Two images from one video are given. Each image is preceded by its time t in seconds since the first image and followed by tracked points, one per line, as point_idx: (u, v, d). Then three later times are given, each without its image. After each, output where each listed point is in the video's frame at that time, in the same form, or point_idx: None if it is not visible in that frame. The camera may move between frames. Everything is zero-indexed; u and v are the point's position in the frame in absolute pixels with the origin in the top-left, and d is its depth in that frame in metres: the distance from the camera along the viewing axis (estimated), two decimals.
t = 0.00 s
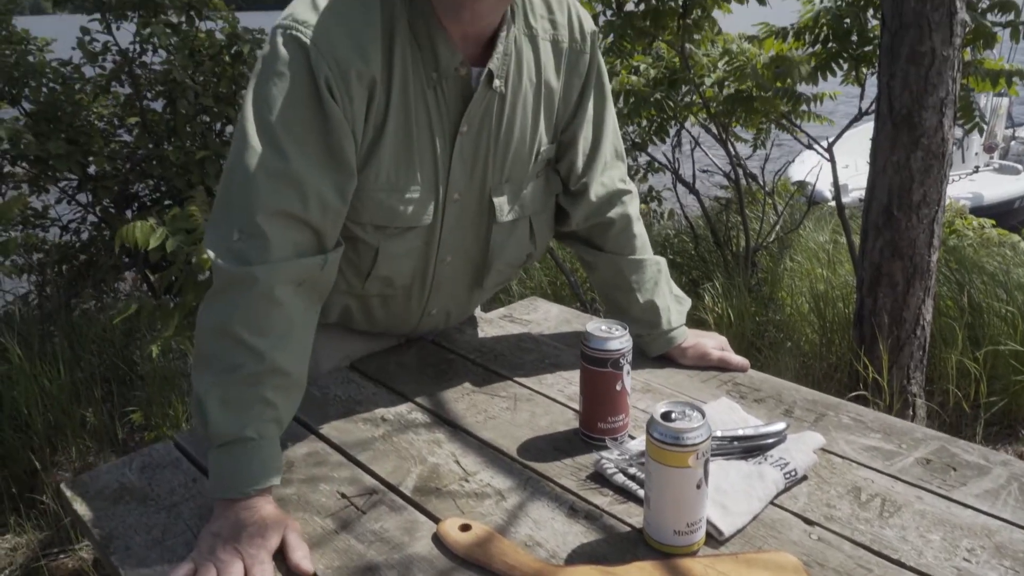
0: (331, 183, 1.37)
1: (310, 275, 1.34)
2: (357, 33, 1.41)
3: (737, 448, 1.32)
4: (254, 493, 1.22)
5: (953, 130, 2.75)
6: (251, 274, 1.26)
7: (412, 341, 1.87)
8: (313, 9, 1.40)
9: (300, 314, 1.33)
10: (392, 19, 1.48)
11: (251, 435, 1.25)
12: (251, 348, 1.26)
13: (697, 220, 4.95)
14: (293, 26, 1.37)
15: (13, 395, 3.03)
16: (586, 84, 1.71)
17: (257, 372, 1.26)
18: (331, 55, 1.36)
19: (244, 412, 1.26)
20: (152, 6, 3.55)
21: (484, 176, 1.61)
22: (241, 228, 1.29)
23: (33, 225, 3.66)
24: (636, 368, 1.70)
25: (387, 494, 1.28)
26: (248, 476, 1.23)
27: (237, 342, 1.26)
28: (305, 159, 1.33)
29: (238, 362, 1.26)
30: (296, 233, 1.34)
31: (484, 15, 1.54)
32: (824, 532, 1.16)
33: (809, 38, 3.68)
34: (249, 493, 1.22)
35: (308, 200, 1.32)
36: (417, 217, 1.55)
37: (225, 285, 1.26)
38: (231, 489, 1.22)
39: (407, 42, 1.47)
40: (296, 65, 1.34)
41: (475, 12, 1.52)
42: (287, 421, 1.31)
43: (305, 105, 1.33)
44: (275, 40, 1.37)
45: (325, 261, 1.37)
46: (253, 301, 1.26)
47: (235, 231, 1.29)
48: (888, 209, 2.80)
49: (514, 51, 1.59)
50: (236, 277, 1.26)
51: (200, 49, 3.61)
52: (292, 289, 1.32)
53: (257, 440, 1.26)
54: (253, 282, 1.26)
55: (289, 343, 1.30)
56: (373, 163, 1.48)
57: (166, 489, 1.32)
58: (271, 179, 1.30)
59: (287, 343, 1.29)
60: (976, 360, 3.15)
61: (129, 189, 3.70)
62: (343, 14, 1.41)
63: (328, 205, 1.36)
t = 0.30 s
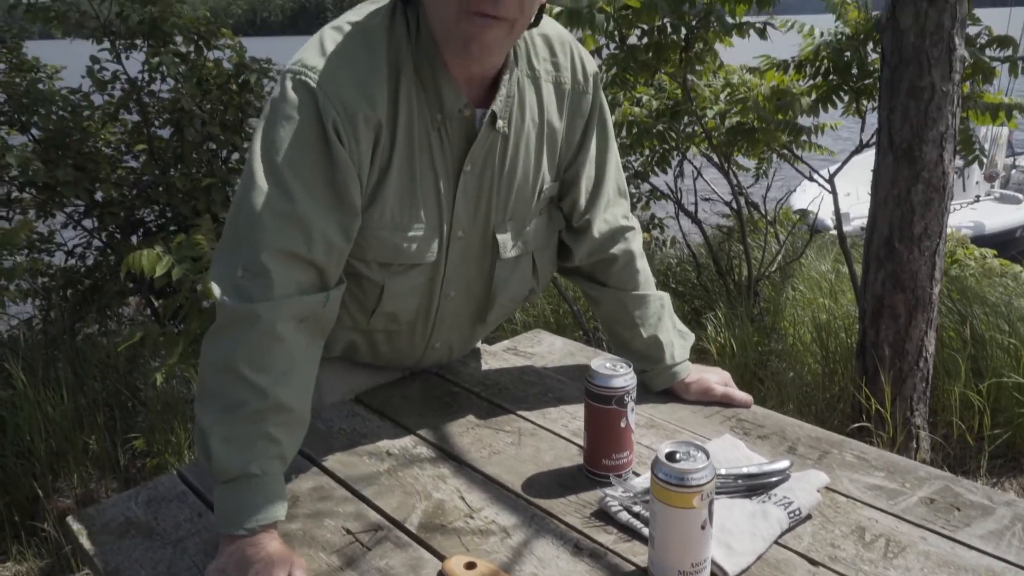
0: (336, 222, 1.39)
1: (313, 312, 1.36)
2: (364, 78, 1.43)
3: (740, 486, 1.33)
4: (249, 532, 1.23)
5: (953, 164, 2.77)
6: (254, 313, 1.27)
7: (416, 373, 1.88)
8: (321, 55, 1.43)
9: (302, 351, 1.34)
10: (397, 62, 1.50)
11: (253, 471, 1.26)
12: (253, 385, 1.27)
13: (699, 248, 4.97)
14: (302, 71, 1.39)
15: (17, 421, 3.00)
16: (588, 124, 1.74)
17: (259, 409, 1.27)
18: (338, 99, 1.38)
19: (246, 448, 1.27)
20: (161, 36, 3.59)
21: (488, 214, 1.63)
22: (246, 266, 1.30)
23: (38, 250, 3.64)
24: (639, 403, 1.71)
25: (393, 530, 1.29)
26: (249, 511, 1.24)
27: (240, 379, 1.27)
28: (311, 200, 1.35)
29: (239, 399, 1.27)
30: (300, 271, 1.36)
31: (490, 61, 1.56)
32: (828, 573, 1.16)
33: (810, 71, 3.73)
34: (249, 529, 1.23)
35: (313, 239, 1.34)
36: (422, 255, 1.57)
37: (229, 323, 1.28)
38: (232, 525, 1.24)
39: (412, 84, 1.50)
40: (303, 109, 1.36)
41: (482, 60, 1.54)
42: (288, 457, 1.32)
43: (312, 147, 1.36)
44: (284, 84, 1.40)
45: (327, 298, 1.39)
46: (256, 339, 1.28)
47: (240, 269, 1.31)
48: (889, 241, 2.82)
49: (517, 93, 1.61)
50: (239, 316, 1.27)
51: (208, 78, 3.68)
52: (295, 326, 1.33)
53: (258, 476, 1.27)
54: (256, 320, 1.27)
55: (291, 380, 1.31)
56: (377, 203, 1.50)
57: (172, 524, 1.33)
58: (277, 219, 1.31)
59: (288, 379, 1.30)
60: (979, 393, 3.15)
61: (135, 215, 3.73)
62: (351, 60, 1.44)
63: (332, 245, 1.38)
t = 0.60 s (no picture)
0: (325, 227, 1.40)
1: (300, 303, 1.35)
2: (368, 95, 1.47)
3: (747, 514, 1.34)
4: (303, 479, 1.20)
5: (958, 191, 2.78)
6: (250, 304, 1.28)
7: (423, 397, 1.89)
8: (329, 76, 1.47)
9: (293, 339, 1.32)
10: (401, 83, 1.54)
11: (276, 428, 1.22)
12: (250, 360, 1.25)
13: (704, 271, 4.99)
14: (313, 92, 1.44)
15: (25, 441, 3.01)
16: (595, 150, 1.76)
17: (265, 375, 1.25)
18: (341, 113, 1.42)
19: (258, 412, 1.23)
20: (171, 58, 3.63)
21: (488, 231, 1.65)
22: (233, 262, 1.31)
23: (47, 271, 3.69)
24: (646, 429, 1.72)
25: (401, 557, 1.29)
26: (291, 468, 1.20)
27: (235, 356, 1.26)
28: (305, 208, 1.38)
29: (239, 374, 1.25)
30: (290, 270, 1.36)
31: (490, 83, 1.59)
32: None
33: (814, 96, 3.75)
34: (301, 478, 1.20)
35: (301, 240, 1.35)
36: (421, 268, 1.58)
37: (219, 306, 1.28)
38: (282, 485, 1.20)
39: (414, 103, 1.53)
40: (310, 124, 1.40)
41: (482, 82, 1.56)
42: (316, 418, 1.27)
43: (310, 155, 1.38)
44: (295, 105, 1.43)
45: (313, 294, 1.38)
46: (247, 318, 1.27)
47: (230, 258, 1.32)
48: (894, 267, 2.82)
49: (518, 114, 1.64)
50: (229, 299, 1.28)
51: (218, 101, 3.72)
52: (280, 314, 1.32)
53: (283, 433, 1.22)
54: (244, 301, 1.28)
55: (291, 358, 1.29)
56: (375, 216, 1.51)
57: (182, 548, 1.34)
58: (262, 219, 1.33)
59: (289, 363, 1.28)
60: (986, 418, 3.14)
61: (143, 236, 3.76)
62: (357, 79, 1.47)
63: (321, 249, 1.38)
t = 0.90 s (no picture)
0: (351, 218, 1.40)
1: (349, 276, 1.32)
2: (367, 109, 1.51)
3: (755, 543, 1.34)
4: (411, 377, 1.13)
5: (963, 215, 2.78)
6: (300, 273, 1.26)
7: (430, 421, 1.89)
8: (331, 92, 1.52)
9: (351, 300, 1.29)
10: (398, 101, 1.59)
11: (366, 343, 1.19)
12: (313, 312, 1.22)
13: (710, 291, 5.00)
14: (316, 106, 1.47)
15: (32, 461, 3.00)
16: (594, 177, 1.78)
17: (334, 315, 1.20)
18: (342, 123, 1.46)
19: (341, 343, 1.19)
20: (183, 79, 3.67)
21: (481, 251, 1.68)
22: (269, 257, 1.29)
23: (56, 288, 3.69)
24: (653, 455, 1.72)
25: None
26: (396, 358, 1.16)
27: (297, 318, 1.22)
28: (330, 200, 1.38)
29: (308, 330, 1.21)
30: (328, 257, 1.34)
31: (487, 102, 1.61)
32: None
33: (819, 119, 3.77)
34: (410, 368, 1.14)
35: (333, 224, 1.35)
36: (414, 283, 1.60)
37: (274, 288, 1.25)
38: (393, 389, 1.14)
39: (410, 120, 1.58)
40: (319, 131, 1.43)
41: (477, 102, 1.59)
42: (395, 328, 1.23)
43: (321, 158, 1.41)
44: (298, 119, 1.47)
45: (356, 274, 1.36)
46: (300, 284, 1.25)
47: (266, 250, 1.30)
48: (899, 291, 2.82)
49: (511, 136, 1.67)
50: (278, 279, 1.25)
51: (228, 122, 3.74)
52: (333, 282, 1.29)
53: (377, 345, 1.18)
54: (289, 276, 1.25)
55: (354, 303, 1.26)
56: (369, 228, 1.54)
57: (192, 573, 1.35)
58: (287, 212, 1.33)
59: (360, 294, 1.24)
60: (994, 443, 3.13)
61: (151, 255, 3.80)
62: (358, 95, 1.52)
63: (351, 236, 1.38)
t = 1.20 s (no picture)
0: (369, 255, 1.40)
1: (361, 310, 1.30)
2: (387, 144, 1.53)
3: None
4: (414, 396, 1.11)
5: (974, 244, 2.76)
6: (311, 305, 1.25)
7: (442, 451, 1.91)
8: (354, 124, 1.55)
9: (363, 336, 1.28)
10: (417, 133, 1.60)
11: (372, 367, 1.17)
12: (322, 335, 1.21)
13: (721, 319, 4.99)
14: (340, 139, 1.49)
15: (44, 488, 3.02)
16: (609, 209, 1.80)
17: (340, 350, 1.19)
18: (366, 159, 1.46)
19: (344, 367, 1.17)
20: (199, 107, 3.73)
21: (497, 281, 1.70)
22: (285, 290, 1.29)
23: (70, 313, 3.71)
24: (663, 488, 1.73)
25: None
26: (401, 390, 1.13)
27: (306, 343, 1.20)
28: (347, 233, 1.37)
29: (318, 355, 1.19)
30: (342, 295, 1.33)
31: (499, 135, 1.65)
32: None
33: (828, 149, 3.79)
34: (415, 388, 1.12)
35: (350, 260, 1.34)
36: (433, 313, 1.62)
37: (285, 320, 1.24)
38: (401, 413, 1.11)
39: (428, 152, 1.59)
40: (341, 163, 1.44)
41: (491, 135, 1.64)
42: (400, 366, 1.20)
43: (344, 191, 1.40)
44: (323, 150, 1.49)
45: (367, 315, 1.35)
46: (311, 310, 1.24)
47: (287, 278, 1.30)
48: (910, 322, 2.81)
49: (527, 170, 1.70)
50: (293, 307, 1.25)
51: (242, 149, 3.81)
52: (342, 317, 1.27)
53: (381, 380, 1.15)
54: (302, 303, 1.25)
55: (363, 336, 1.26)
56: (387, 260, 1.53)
57: None
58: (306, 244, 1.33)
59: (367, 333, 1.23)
60: (1008, 475, 3.10)
61: (165, 280, 3.83)
62: (379, 128, 1.54)
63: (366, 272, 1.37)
